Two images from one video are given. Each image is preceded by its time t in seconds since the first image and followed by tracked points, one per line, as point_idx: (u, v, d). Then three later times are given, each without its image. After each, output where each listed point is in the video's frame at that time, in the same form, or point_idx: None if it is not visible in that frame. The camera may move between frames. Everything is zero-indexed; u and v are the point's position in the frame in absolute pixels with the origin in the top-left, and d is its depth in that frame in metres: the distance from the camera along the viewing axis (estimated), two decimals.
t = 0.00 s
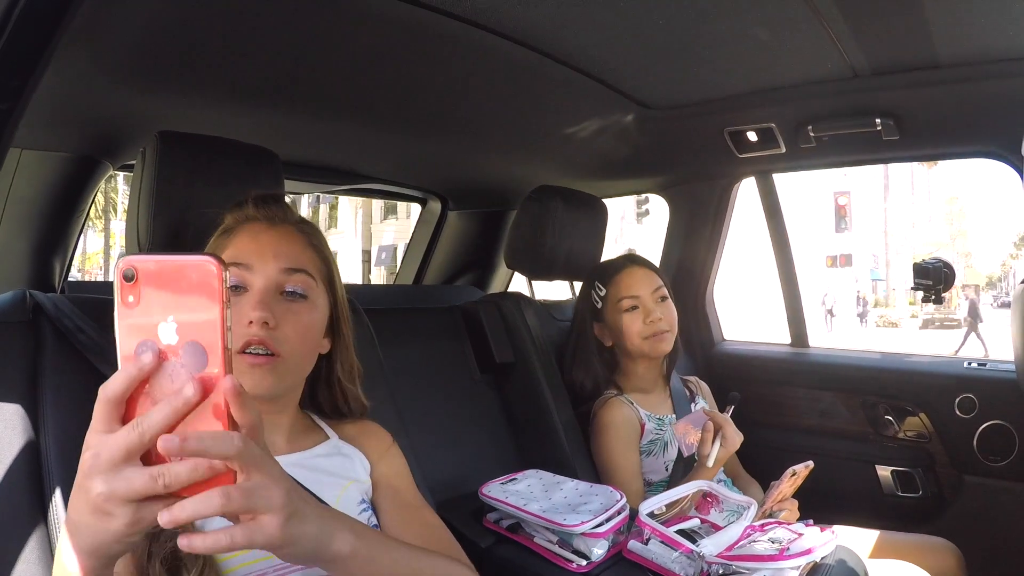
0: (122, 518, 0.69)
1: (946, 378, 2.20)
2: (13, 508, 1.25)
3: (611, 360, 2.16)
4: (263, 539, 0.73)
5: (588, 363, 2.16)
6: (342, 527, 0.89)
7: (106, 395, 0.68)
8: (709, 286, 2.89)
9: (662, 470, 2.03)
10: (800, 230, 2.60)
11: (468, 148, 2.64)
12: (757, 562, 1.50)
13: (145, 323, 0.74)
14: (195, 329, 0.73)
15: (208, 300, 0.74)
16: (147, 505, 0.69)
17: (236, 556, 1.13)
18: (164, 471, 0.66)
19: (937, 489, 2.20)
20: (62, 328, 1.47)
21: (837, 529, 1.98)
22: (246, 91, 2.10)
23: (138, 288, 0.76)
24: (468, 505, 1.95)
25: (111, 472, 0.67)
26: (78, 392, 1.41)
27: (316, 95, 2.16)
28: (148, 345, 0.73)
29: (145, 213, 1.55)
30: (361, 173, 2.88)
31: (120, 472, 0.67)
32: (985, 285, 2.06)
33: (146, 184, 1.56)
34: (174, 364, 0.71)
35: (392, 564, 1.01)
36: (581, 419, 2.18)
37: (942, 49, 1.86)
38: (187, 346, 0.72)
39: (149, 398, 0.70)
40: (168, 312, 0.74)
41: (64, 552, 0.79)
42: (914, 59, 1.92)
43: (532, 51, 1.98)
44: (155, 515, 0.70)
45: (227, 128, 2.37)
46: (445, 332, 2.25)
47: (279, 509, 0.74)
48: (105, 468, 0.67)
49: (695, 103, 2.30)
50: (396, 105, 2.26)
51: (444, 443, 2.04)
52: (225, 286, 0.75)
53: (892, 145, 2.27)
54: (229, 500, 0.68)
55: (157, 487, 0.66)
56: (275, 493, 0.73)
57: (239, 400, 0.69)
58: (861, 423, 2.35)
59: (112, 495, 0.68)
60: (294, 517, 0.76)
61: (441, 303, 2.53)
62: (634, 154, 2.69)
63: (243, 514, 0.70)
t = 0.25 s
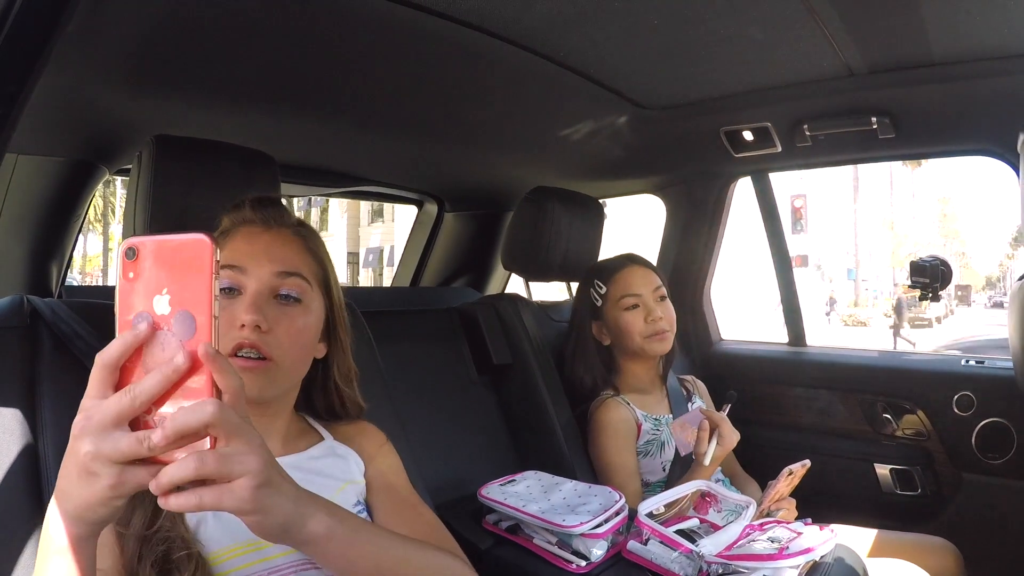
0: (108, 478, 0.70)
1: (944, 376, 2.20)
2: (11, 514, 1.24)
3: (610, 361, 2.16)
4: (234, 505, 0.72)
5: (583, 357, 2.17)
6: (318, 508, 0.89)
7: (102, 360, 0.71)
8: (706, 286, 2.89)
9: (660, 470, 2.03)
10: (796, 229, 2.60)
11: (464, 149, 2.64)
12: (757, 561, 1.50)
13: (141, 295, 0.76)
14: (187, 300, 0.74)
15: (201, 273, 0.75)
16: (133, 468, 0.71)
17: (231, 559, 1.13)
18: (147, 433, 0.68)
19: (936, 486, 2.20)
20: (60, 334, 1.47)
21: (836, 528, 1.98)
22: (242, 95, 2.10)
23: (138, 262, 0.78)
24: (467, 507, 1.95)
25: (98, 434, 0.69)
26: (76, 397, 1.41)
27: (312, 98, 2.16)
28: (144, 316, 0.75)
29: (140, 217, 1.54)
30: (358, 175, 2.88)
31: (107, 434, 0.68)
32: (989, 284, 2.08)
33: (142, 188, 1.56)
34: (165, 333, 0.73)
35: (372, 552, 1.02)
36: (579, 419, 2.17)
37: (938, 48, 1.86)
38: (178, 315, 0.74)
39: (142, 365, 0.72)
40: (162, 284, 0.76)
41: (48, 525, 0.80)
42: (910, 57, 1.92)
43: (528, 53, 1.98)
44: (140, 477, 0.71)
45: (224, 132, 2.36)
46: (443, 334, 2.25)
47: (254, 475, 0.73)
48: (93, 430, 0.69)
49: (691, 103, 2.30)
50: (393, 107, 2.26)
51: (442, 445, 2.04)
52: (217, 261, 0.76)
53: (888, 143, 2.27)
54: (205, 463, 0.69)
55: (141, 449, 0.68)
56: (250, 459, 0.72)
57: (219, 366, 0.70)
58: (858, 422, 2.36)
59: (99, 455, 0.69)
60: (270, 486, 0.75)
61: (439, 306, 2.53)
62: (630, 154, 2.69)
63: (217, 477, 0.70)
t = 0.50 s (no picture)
0: (94, 495, 0.71)
1: (943, 378, 2.20)
2: (9, 517, 1.24)
3: (609, 366, 2.18)
4: (219, 523, 0.72)
5: (583, 356, 2.16)
6: (304, 523, 0.89)
7: (89, 377, 0.71)
8: (704, 287, 2.89)
9: (659, 472, 2.03)
10: (795, 230, 2.60)
11: (463, 150, 2.64)
12: (756, 562, 1.50)
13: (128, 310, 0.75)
14: (173, 317, 0.74)
15: (187, 289, 0.75)
16: (121, 483, 0.71)
17: (225, 562, 1.13)
18: (134, 451, 0.68)
19: (934, 488, 2.20)
20: (57, 335, 1.47)
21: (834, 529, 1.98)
22: (240, 95, 2.10)
23: (124, 278, 0.77)
24: (465, 508, 1.95)
25: (85, 451, 0.69)
26: (73, 399, 1.41)
27: (310, 99, 2.16)
28: (130, 332, 0.74)
29: (138, 219, 1.54)
30: (357, 176, 2.88)
31: (94, 450, 0.69)
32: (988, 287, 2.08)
33: (139, 189, 1.55)
34: (152, 351, 0.73)
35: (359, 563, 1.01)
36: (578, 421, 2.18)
37: (937, 49, 1.86)
38: (163, 330, 0.73)
39: (130, 383, 0.72)
40: (149, 300, 0.75)
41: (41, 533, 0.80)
42: (909, 58, 1.92)
43: (527, 54, 1.98)
44: (128, 494, 0.71)
45: (222, 132, 2.36)
46: (441, 335, 2.25)
47: (239, 494, 0.73)
48: (81, 446, 0.69)
49: (689, 104, 2.30)
50: (392, 108, 2.26)
51: (440, 446, 2.04)
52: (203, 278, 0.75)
53: (886, 145, 2.27)
54: (189, 483, 0.69)
55: (127, 467, 0.68)
56: (235, 477, 0.72)
57: (203, 386, 0.70)
58: (857, 423, 2.35)
59: (86, 472, 0.70)
60: (253, 505, 0.75)
61: (439, 306, 2.54)
62: (629, 155, 2.69)
63: (201, 495, 0.70)
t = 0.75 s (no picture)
0: (103, 479, 0.70)
1: (942, 371, 2.20)
2: (10, 508, 1.25)
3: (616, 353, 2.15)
4: (225, 507, 0.72)
5: (594, 351, 2.12)
6: (311, 511, 0.89)
7: (101, 364, 0.71)
8: (703, 280, 2.89)
9: (659, 465, 2.04)
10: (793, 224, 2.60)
11: (462, 144, 2.64)
12: (754, 556, 1.50)
13: (141, 299, 0.76)
14: (184, 307, 0.74)
15: (198, 279, 0.75)
16: (130, 469, 0.71)
17: (226, 555, 1.13)
18: (143, 437, 0.68)
19: (933, 481, 2.20)
20: (57, 328, 1.47)
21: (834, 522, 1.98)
22: (239, 89, 2.10)
23: (137, 269, 0.77)
24: (465, 501, 1.95)
25: (96, 438, 0.69)
26: (73, 390, 1.41)
27: (309, 93, 2.16)
28: (141, 321, 0.75)
29: (139, 212, 1.55)
30: (356, 171, 2.88)
31: (104, 436, 0.69)
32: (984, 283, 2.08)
33: (140, 181, 1.56)
34: (163, 340, 0.73)
35: (366, 553, 1.01)
36: (579, 415, 2.19)
37: (935, 43, 1.86)
38: (174, 320, 0.73)
39: (141, 372, 0.72)
40: (161, 290, 0.75)
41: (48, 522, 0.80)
42: (908, 52, 1.92)
43: (526, 47, 1.98)
44: (137, 480, 0.71)
45: (222, 127, 2.37)
46: (441, 329, 2.25)
47: (245, 479, 0.72)
48: (92, 432, 0.69)
49: (688, 98, 2.30)
50: (391, 103, 2.26)
51: (440, 440, 2.04)
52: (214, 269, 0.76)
53: (885, 138, 2.27)
54: (196, 467, 0.68)
55: (136, 452, 0.68)
56: (243, 463, 0.72)
57: (214, 374, 0.70)
58: (856, 416, 2.36)
59: (95, 456, 0.70)
60: (259, 490, 0.75)
61: (436, 300, 2.52)
62: (628, 149, 2.69)
63: (208, 480, 0.70)
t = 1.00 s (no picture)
0: (103, 470, 0.71)
1: (941, 366, 2.20)
2: (10, 507, 1.25)
3: (614, 350, 2.15)
4: (221, 501, 0.72)
5: (592, 347, 2.12)
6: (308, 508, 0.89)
7: (105, 358, 0.72)
8: (702, 277, 2.89)
9: (657, 462, 2.03)
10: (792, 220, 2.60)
11: (460, 142, 2.64)
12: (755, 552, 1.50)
13: (149, 296, 0.77)
14: (187, 303, 0.75)
15: (201, 277, 0.76)
16: (130, 461, 0.71)
17: (224, 554, 1.12)
18: (145, 429, 0.69)
19: (932, 478, 2.20)
20: (55, 328, 1.47)
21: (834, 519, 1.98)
22: (237, 88, 2.10)
23: (146, 267, 0.78)
24: (465, 499, 1.95)
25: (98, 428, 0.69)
26: (72, 389, 1.41)
27: (307, 91, 2.16)
28: (147, 318, 0.76)
29: (137, 211, 1.55)
30: (354, 169, 2.88)
31: (106, 427, 0.69)
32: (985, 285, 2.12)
33: (138, 179, 1.56)
34: (166, 335, 0.74)
35: (363, 550, 1.00)
36: (578, 411, 2.19)
37: (934, 39, 1.86)
38: (178, 316, 0.75)
39: (143, 367, 0.73)
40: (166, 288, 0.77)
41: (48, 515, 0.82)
42: (907, 47, 1.92)
43: (524, 45, 1.98)
44: (135, 473, 0.71)
45: (220, 126, 2.36)
46: (440, 327, 2.25)
47: (243, 473, 0.73)
48: (94, 423, 0.70)
49: (685, 94, 2.30)
50: (389, 101, 2.26)
51: (440, 438, 2.04)
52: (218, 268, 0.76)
53: (884, 134, 2.27)
54: (195, 459, 0.69)
55: (137, 444, 0.69)
56: (241, 458, 0.72)
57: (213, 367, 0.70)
58: (855, 413, 2.36)
59: (96, 447, 0.69)
60: (256, 484, 0.75)
61: (433, 298, 2.52)
62: (626, 146, 2.69)
63: (205, 473, 0.70)
